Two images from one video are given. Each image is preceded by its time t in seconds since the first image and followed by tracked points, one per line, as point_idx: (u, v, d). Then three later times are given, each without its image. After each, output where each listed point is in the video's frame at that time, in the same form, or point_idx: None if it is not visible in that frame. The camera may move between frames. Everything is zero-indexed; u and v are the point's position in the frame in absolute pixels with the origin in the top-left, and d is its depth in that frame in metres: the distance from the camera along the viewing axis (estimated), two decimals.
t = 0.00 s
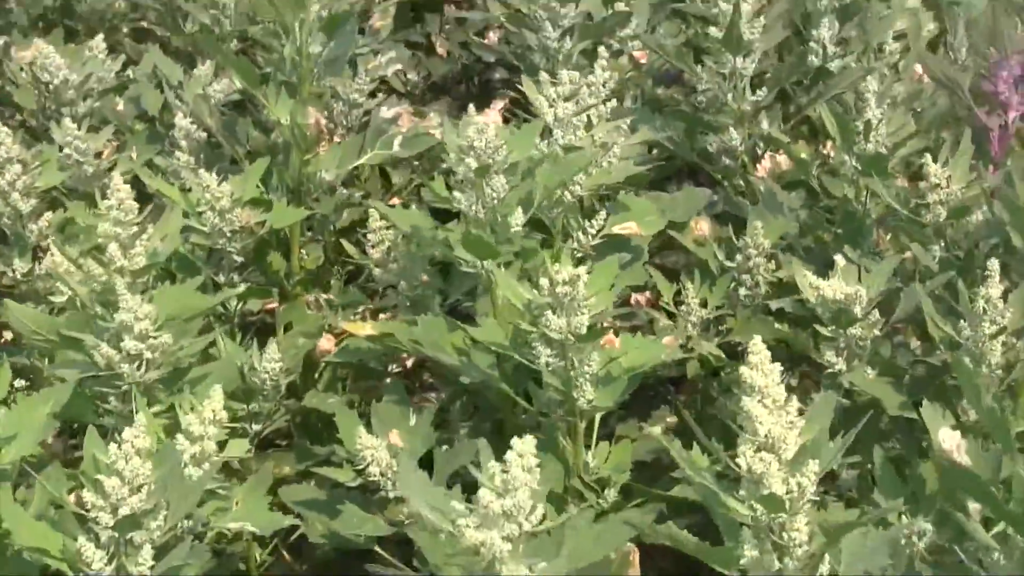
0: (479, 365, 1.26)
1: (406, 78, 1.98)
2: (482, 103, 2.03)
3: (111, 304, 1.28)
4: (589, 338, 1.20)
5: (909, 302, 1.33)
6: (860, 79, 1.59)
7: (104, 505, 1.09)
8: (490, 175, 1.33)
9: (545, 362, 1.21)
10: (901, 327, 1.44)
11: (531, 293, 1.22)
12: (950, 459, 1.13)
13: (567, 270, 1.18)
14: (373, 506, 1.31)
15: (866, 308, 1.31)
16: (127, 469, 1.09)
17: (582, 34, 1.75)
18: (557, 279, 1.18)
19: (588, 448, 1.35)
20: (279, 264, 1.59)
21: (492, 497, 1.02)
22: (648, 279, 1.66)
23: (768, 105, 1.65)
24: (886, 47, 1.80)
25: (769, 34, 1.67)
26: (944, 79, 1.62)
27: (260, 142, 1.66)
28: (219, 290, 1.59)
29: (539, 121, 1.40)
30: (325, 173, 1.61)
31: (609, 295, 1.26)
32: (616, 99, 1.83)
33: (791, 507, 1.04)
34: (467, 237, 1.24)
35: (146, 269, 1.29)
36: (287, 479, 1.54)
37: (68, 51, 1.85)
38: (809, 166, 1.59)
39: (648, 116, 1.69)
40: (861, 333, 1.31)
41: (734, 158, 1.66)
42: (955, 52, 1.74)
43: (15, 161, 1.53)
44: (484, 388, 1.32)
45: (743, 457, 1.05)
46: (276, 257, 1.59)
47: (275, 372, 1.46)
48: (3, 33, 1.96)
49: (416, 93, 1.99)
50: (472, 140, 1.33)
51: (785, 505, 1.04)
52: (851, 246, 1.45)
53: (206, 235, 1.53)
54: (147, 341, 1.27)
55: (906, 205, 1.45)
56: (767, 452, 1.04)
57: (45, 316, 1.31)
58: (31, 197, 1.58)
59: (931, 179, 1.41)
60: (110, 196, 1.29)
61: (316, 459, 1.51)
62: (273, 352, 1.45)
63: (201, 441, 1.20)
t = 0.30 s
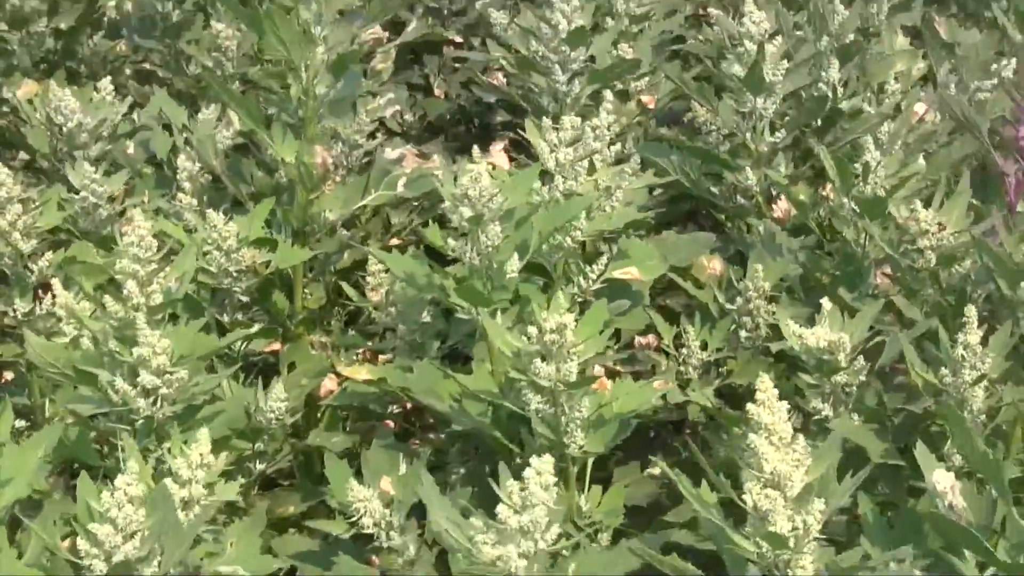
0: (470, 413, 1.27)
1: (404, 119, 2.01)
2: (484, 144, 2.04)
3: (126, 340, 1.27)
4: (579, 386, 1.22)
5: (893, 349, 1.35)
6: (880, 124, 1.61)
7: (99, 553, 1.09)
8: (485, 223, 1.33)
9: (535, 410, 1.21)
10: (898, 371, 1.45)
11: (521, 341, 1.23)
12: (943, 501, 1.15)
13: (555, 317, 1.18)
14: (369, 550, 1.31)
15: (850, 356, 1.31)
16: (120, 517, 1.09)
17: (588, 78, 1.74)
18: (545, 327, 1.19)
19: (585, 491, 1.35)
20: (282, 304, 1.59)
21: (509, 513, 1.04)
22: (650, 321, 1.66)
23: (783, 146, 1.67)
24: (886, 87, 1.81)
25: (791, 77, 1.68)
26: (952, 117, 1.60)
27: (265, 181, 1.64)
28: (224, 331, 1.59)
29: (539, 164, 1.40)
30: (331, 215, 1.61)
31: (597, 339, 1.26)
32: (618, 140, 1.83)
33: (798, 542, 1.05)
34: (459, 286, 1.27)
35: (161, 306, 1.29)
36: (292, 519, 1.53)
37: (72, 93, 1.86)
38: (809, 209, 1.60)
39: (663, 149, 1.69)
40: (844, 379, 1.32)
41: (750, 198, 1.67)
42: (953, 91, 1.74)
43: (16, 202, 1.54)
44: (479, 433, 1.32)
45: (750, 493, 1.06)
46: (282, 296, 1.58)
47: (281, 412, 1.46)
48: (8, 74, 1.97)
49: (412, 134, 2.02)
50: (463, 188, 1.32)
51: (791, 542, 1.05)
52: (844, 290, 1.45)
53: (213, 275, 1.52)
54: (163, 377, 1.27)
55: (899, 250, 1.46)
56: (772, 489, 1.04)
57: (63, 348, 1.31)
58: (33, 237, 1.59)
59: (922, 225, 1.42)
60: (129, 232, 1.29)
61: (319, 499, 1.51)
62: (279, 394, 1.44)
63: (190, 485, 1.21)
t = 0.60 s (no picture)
0: (472, 445, 1.29)
1: (407, 155, 2.06)
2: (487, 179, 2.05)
3: (108, 386, 1.30)
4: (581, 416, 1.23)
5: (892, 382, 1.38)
6: (873, 157, 1.65)
7: None
8: (479, 254, 1.34)
9: (537, 440, 1.22)
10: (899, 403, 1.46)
11: (523, 373, 1.24)
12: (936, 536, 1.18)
13: (557, 348, 1.19)
14: None
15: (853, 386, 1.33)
16: (135, 558, 1.10)
17: (585, 112, 1.76)
18: (548, 357, 1.20)
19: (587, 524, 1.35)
20: (287, 341, 1.60)
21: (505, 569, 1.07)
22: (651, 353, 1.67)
23: (776, 181, 1.68)
24: (889, 123, 1.82)
25: (779, 111, 1.70)
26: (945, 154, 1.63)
27: (271, 219, 1.65)
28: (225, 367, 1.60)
29: (531, 198, 1.43)
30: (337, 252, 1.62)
31: (597, 370, 1.27)
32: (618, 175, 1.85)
33: None
34: (456, 318, 1.28)
35: (144, 348, 1.31)
36: (292, 556, 1.52)
37: (77, 130, 1.88)
38: (810, 243, 1.61)
39: (659, 187, 1.70)
40: (846, 412, 1.33)
41: (744, 233, 1.68)
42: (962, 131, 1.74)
43: (22, 239, 1.55)
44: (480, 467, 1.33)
45: (747, 532, 1.08)
46: (286, 333, 1.59)
47: (276, 449, 1.46)
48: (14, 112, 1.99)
49: (416, 169, 2.06)
50: (460, 221, 1.34)
51: None
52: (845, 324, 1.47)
53: (214, 313, 1.53)
54: (144, 422, 1.28)
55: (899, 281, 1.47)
56: (769, 528, 1.07)
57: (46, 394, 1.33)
58: (39, 273, 1.60)
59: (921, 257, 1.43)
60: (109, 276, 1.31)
61: (318, 536, 1.50)
62: (273, 431, 1.45)
63: (204, 527, 1.22)
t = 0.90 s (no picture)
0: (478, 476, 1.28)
1: (411, 189, 2.07)
2: (489, 212, 2.06)
3: (129, 410, 1.30)
4: (573, 449, 1.24)
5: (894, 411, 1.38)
6: (874, 190, 1.64)
7: None
8: (478, 287, 1.35)
9: (531, 474, 1.24)
10: (902, 432, 1.46)
11: (514, 408, 1.25)
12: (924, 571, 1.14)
13: (547, 382, 1.21)
14: None
15: (852, 410, 1.34)
16: None
17: (589, 146, 1.77)
18: (538, 392, 1.21)
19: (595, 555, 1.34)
20: (287, 372, 1.59)
21: None
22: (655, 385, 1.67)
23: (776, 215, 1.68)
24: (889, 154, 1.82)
25: (779, 145, 1.70)
26: (951, 183, 1.66)
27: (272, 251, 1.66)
28: (228, 399, 1.59)
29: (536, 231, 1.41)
30: (336, 281, 1.61)
31: (592, 404, 1.29)
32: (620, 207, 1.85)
33: None
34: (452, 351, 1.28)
35: (163, 375, 1.30)
36: None
37: (79, 163, 1.89)
38: (811, 272, 1.61)
39: (657, 222, 1.72)
40: (846, 437, 1.33)
41: (745, 266, 1.69)
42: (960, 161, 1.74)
43: (23, 271, 1.55)
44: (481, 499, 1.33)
45: (726, 569, 1.09)
46: (288, 364, 1.59)
47: (286, 480, 1.45)
48: (16, 146, 2.00)
49: (418, 204, 2.07)
50: (456, 252, 1.34)
51: None
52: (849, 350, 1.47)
53: (217, 342, 1.52)
54: (164, 446, 1.28)
55: (902, 306, 1.46)
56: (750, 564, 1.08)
57: (66, 417, 1.33)
58: (40, 306, 1.60)
59: (925, 282, 1.42)
60: (131, 301, 1.31)
61: (325, 567, 1.50)
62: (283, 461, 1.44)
63: (197, 548, 1.20)
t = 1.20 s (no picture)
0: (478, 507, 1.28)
1: (410, 219, 2.07)
2: (489, 242, 2.06)
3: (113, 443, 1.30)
4: (572, 475, 1.24)
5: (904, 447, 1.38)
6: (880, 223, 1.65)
7: None
8: (473, 316, 1.36)
9: (531, 500, 1.24)
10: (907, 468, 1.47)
11: (515, 433, 1.25)
12: None
13: (547, 408, 1.21)
14: None
15: (863, 455, 1.33)
16: None
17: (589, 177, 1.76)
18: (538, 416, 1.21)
19: None
20: (290, 404, 1.60)
21: None
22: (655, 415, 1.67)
23: (784, 245, 1.68)
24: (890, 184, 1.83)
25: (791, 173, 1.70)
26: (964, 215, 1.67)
27: (273, 282, 1.67)
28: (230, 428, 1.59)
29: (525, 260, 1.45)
30: (339, 314, 1.62)
31: (587, 432, 1.29)
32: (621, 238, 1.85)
33: None
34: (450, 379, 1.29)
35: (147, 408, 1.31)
36: None
37: (83, 193, 1.89)
38: (813, 305, 1.62)
39: (666, 250, 1.70)
40: (856, 480, 1.33)
41: (751, 295, 1.69)
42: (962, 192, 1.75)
43: (29, 302, 1.56)
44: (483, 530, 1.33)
45: None
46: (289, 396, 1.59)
47: (281, 511, 1.44)
48: (21, 176, 2.01)
49: (417, 234, 2.06)
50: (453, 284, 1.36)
51: None
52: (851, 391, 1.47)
53: (220, 373, 1.53)
54: (148, 479, 1.28)
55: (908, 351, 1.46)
56: None
57: (48, 451, 1.33)
58: (44, 337, 1.61)
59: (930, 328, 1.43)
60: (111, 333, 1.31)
61: None
62: (278, 492, 1.43)
63: None
